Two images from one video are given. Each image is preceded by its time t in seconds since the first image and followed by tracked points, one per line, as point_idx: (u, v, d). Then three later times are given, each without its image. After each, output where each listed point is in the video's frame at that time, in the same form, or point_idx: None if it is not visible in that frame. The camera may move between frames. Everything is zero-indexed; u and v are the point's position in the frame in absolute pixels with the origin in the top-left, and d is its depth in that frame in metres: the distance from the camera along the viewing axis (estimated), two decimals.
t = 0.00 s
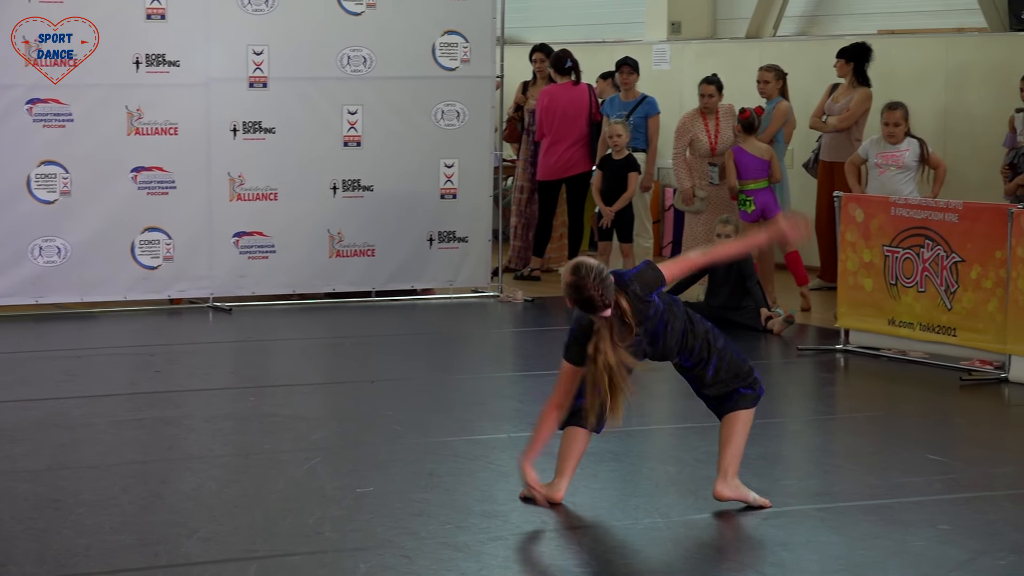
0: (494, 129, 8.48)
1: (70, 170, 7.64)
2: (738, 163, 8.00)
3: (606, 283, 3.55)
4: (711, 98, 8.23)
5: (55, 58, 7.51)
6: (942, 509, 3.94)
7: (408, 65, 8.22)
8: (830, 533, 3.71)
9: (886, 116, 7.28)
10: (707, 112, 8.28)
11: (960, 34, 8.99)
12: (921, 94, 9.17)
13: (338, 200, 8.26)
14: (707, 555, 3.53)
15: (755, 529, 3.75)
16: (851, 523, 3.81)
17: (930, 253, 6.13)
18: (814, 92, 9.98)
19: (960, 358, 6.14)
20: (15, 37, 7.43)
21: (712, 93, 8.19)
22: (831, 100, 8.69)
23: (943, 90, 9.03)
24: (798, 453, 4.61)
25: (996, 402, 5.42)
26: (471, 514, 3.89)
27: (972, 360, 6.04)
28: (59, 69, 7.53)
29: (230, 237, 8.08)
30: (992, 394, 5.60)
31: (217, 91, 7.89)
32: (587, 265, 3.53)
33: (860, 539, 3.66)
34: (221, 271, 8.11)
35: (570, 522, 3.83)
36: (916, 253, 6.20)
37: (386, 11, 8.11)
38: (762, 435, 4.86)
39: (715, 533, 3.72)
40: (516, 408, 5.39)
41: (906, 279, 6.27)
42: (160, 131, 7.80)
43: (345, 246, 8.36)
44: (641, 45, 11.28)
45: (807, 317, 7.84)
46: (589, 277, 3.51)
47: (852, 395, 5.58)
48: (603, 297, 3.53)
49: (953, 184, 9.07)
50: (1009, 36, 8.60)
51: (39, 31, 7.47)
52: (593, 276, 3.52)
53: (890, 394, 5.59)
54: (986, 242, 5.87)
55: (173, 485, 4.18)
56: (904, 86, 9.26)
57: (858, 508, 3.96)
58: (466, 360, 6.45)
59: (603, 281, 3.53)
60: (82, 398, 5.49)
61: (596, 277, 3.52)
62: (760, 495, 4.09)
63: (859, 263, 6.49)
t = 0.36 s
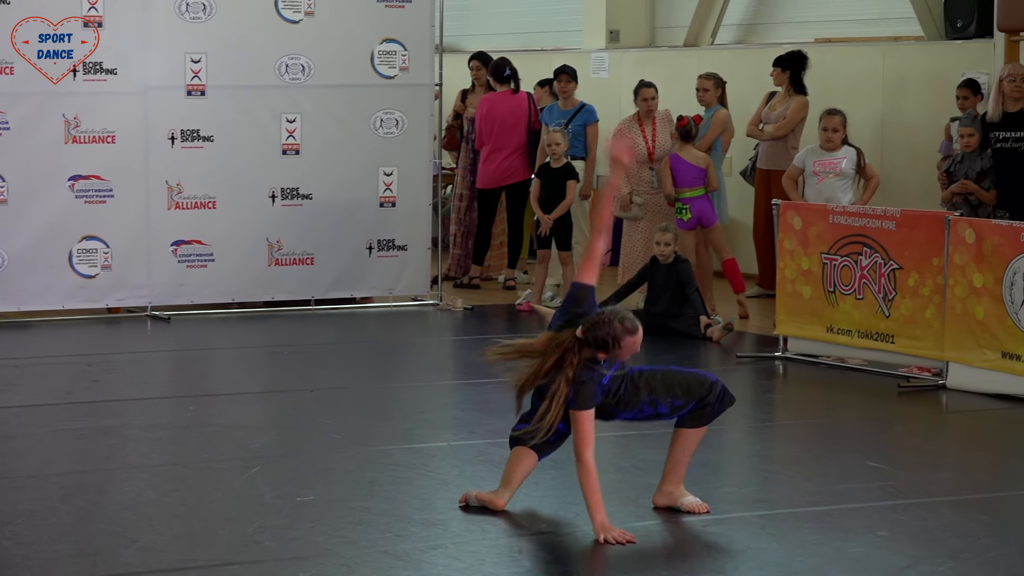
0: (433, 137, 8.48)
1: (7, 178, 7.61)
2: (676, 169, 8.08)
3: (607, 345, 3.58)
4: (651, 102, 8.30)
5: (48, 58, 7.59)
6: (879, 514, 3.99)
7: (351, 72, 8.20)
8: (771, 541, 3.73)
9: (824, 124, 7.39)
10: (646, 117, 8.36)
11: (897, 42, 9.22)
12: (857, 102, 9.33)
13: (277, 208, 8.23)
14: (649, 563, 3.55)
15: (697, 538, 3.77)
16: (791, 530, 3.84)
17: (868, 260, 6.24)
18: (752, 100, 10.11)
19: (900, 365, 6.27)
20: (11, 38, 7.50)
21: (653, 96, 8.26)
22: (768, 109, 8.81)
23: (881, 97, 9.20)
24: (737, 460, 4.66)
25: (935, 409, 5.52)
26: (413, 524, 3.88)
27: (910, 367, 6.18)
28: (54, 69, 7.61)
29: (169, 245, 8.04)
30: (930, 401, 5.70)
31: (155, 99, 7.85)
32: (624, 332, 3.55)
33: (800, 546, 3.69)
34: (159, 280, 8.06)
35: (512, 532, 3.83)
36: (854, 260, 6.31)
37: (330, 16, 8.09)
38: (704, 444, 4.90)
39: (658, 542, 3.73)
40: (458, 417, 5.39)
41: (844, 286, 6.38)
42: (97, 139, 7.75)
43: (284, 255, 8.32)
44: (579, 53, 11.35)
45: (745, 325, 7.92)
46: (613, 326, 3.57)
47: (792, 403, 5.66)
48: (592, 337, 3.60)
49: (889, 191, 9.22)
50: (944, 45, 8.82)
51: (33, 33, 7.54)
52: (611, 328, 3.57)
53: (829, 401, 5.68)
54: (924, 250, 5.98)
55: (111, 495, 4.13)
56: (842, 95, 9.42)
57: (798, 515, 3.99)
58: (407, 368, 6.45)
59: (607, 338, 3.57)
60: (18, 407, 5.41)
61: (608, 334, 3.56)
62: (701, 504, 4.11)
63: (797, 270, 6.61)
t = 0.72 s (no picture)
0: (385, 144, 8.44)
1: None
2: (627, 177, 8.15)
3: (598, 404, 3.44)
4: (605, 110, 8.35)
5: (55, 58, 7.64)
6: (829, 520, 4.05)
7: (305, 78, 8.17)
8: (724, 547, 3.77)
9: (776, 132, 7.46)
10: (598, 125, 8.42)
11: (848, 50, 9.29)
12: (811, 111, 9.48)
13: (229, 216, 8.19)
14: (602, 569, 3.57)
15: (650, 544, 3.80)
16: (744, 537, 3.87)
17: (821, 268, 6.33)
18: (704, 107, 10.19)
19: (851, 372, 6.35)
20: (11, 38, 7.54)
21: (606, 105, 8.33)
22: (719, 117, 8.90)
23: (832, 105, 9.34)
24: (690, 467, 4.70)
25: (886, 415, 5.61)
26: (367, 532, 3.89)
27: (862, 373, 6.25)
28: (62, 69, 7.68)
29: (120, 254, 8.01)
30: (882, 408, 5.78)
31: (106, 106, 7.82)
32: (621, 398, 3.41)
33: (753, 553, 3.72)
34: (110, 289, 8.04)
35: (467, 540, 3.84)
36: (807, 267, 6.39)
37: (283, 21, 8.05)
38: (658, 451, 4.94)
39: (611, 549, 3.76)
40: (413, 425, 5.39)
41: (796, 293, 6.47)
42: (47, 147, 7.72)
43: (236, 262, 8.28)
44: (532, 61, 11.40)
45: (697, 332, 8.00)
46: (616, 388, 3.43)
47: (745, 410, 5.72)
48: (590, 390, 3.46)
49: (841, 199, 9.36)
50: (895, 53, 8.89)
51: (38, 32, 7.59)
52: (607, 389, 3.43)
53: (781, 408, 5.75)
54: (875, 256, 6.06)
55: (61, 505, 4.10)
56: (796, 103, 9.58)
57: (751, 522, 4.03)
58: (360, 376, 6.44)
59: (602, 396, 3.43)
60: None
61: (608, 394, 3.42)
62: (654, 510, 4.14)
63: (750, 277, 6.70)
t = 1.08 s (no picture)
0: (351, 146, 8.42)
1: None
2: (597, 178, 8.18)
3: (594, 467, 3.47)
4: (572, 112, 8.36)
5: (48, 58, 7.68)
6: (795, 520, 4.08)
7: (273, 80, 8.14)
8: (692, 548, 3.79)
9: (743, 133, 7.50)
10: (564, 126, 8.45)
11: (814, 52, 9.37)
12: (774, 113, 9.56)
13: (195, 218, 8.15)
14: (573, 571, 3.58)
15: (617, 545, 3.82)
16: (713, 538, 3.90)
17: (787, 269, 6.38)
18: (670, 109, 10.25)
19: (818, 373, 6.40)
20: (10, 38, 7.57)
21: (574, 108, 8.33)
22: (685, 118, 8.95)
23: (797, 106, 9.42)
24: (657, 469, 4.73)
25: (851, 416, 5.67)
26: (334, 534, 3.88)
27: (829, 374, 6.30)
28: (54, 69, 7.69)
29: (85, 255, 7.96)
30: (848, 408, 5.84)
31: (71, 107, 7.77)
32: (618, 460, 3.45)
33: (721, 554, 3.74)
34: (75, 291, 7.99)
35: (434, 541, 3.84)
36: (772, 269, 6.45)
37: (251, 21, 8.02)
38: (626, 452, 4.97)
39: (579, 550, 3.77)
40: (380, 427, 5.38)
41: (762, 294, 6.52)
42: (12, 148, 7.68)
43: (202, 264, 8.24)
44: (498, 62, 11.42)
45: (664, 333, 8.04)
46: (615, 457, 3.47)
47: (712, 410, 5.76)
48: (585, 452, 3.49)
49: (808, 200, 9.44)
50: (861, 54, 8.98)
51: (34, 32, 7.63)
52: (606, 453, 3.45)
53: (747, 409, 5.80)
54: (840, 257, 6.12)
55: (26, 509, 4.06)
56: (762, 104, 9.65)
57: (719, 522, 4.06)
58: (327, 378, 6.43)
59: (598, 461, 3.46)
60: None
61: (603, 456, 3.45)
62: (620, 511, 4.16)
63: (717, 278, 6.75)
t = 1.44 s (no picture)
0: (347, 143, 8.41)
1: None
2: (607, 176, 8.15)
3: (604, 508, 3.45)
4: (574, 108, 8.41)
5: (49, 58, 7.68)
6: (791, 518, 4.10)
7: (269, 78, 8.14)
8: (687, 546, 3.80)
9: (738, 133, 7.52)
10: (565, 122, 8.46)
11: (809, 50, 9.38)
12: (768, 110, 9.59)
13: (190, 215, 8.15)
14: (568, 569, 3.58)
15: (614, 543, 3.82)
16: (708, 536, 3.90)
17: (782, 267, 6.39)
18: (666, 107, 10.25)
19: (814, 371, 6.41)
20: (12, 39, 7.57)
21: (575, 103, 8.37)
22: (682, 116, 8.92)
23: (793, 104, 9.43)
24: (653, 467, 4.73)
25: (847, 413, 5.68)
26: (330, 531, 3.89)
27: (825, 372, 6.31)
28: (54, 68, 7.70)
29: (81, 253, 7.96)
30: (843, 406, 5.85)
31: (66, 105, 7.76)
32: (628, 502, 3.42)
33: (716, 552, 3.75)
34: (71, 288, 7.99)
35: (430, 538, 3.85)
36: (768, 267, 6.46)
37: (247, 18, 8.02)
38: (621, 450, 4.98)
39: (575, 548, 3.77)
40: (375, 424, 5.39)
41: (758, 292, 6.53)
42: (6, 146, 7.66)
43: (197, 262, 8.24)
44: (493, 60, 11.42)
45: (659, 330, 8.05)
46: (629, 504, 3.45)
47: (707, 408, 5.77)
48: (595, 492, 3.47)
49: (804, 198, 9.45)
50: (856, 52, 8.98)
51: (34, 32, 7.63)
52: (615, 495, 3.42)
53: (743, 407, 5.81)
54: (836, 255, 6.13)
55: (21, 507, 4.06)
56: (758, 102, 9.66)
57: (714, 520, 4.07)
58: (323, 376, 6.43)
59: (607, 501, 3.44)
60: None
61: (616, 497, 3.43)
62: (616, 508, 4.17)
63: (712, 276, 6.76)
